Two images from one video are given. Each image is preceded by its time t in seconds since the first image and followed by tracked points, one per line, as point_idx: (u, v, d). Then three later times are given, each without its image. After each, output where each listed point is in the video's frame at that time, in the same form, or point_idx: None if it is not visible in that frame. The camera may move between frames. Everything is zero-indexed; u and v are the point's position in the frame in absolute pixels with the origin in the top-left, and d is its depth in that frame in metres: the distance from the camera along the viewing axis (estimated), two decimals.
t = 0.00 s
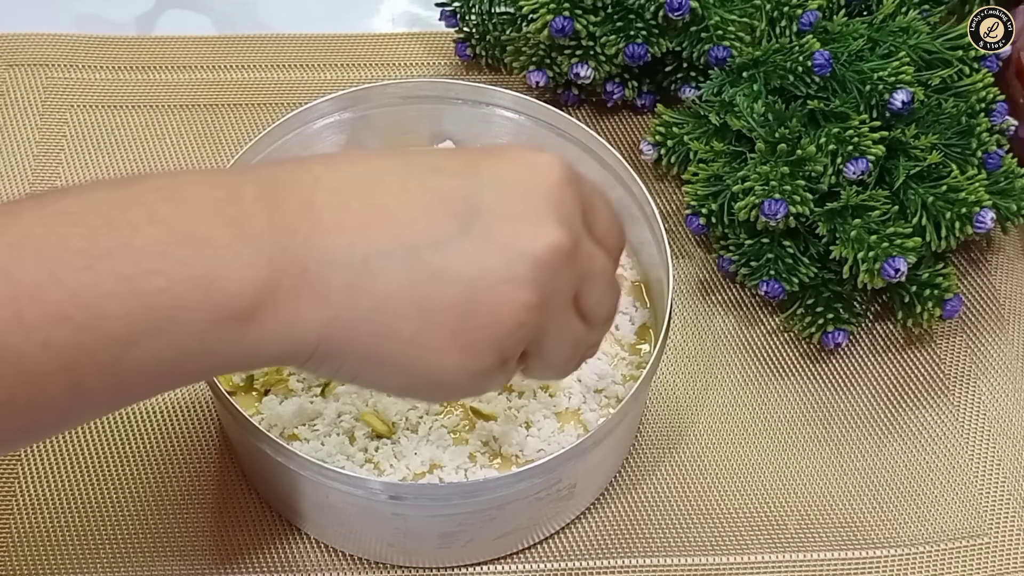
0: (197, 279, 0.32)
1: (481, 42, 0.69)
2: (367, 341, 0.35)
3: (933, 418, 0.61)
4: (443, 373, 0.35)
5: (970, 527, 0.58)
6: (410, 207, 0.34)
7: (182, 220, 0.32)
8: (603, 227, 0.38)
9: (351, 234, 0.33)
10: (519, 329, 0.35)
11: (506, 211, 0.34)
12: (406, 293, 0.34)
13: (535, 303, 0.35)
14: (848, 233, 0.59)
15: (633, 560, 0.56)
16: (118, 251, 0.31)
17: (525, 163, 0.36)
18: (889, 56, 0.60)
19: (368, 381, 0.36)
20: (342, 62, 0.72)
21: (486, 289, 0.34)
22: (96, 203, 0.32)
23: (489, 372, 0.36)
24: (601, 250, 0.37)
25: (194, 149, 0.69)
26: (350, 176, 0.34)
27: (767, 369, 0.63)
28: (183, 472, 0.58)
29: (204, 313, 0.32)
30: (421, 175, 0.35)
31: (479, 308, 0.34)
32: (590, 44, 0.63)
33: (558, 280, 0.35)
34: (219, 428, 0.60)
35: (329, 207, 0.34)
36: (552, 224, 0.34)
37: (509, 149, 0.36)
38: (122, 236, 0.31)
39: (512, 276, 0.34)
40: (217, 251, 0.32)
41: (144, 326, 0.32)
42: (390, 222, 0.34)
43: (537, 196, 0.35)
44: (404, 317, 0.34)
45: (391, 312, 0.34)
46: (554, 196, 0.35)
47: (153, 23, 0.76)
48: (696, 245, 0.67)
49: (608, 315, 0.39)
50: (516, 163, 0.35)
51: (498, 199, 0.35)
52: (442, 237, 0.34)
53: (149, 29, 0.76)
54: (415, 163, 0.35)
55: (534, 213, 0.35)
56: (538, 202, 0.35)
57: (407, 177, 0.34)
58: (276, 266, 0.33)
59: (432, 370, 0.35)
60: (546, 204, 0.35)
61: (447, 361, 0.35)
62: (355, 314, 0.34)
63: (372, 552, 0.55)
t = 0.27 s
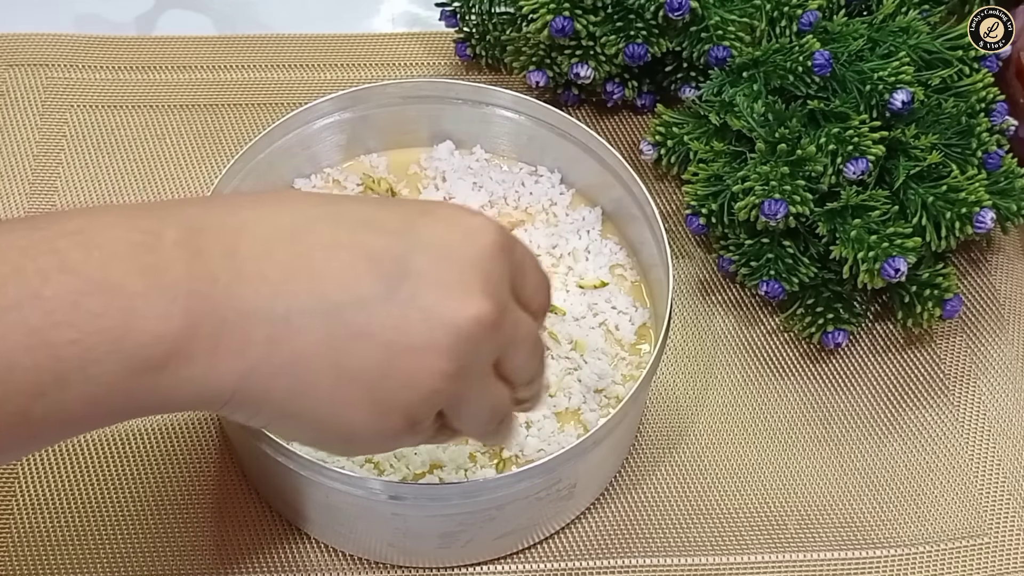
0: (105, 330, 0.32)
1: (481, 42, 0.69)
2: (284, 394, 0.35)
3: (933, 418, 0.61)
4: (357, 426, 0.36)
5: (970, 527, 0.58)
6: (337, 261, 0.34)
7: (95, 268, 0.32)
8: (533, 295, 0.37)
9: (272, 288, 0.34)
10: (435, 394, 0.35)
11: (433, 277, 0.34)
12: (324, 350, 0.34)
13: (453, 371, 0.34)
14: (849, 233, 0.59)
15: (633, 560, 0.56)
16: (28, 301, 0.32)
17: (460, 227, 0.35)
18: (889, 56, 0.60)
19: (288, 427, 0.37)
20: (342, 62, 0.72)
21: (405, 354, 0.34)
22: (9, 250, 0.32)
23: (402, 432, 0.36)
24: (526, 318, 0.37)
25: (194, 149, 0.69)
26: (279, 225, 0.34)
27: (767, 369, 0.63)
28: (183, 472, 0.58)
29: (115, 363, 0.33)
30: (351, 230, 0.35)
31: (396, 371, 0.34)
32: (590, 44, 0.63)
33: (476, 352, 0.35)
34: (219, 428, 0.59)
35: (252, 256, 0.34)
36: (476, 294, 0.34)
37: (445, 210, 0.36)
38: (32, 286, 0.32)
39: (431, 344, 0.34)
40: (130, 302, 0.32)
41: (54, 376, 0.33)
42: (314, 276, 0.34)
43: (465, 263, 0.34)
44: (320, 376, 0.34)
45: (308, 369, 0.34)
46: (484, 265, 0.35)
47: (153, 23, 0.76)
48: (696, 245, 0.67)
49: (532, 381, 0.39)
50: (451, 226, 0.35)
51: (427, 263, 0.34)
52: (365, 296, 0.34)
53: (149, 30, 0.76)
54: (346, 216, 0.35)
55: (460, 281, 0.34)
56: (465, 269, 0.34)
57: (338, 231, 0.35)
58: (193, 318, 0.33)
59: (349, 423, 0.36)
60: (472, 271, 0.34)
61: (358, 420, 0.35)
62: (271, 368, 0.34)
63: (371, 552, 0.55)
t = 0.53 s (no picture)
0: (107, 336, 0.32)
1: (481, 42, 0.69)
2: (281, 399, 0.35)
3: (933, 418, 0.61)
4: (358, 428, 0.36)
5: (970, 527, 0.58)
6: (336, 266, 0.34)
7: (99, 275, 0.32)
8: (534, 292, 0.38)
9: (271, 294, 0.33)
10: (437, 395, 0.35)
11: (429, 280, 0.34)
12: (323, 355, 0.34)
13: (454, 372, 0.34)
14: (849, 233, 0.59)
15: (633, 560, 0.56)
16: (32, 306, 0.31)
17: (454, 230, 0.35)
18: (889, 56, 0.60)
19: (286, 432, 0.37)
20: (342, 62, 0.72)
21: (404, 358, 0.34)
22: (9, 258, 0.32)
23: (404, 434, 0.36)
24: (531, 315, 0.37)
25: (194, 149, 0.69)
26: (277, 232, 0.34)
27: (767, 369, 0.63)
28: (183, 472, 0.58)
29: (119, 369, 0.32)
30: (349, 236, 0.34)
31: (395, 375, 0.34)
32: (590, 44, 0.63)
33: (477, 351, 0.35)
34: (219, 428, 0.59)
35: (252, 263, 0.33)
36: (475, 294, 0.34)
37: (443, 213, 0.36)
38: (35, 292, 0.31)
39: (431, 347, 0.34)
40: (133, 309, 0.32)
41: (59, 382, 0.32)
42: (312, 281, 0.33)
43: (461, 264, 0.35)
44: (319, 381, 0.34)
45: (308, 373, 0.34)
46: (481, 267, 0.35)
47: (154, 23, 0.76)
48: (696, 245, 0.67)
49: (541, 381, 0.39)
50: (446, 228, 0.35)
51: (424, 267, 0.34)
52: (364, 301, 0.34)
53: (148, 30, 0.76)
54: (341, 223, 0.35)
55: (457, 283, 0.34)
56: (461, 271, 0.34)
57: (334, 237, 0.34)
58: (194, 324, 0.33)
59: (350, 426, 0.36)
60: (468, 271, 0.34)
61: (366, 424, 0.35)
62: (269, 373, 0.34)
63: (372, 552, 0.55)
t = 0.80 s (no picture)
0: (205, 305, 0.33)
1: (481, 42, 0.69)
2: (380, 356, 0.36)
3: (933, 418, 0.61)
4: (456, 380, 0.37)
5: (970, 527, 0.58)
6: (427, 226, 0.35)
7: (198, 242, 0.33)
8: (615, 225, 0.39)
9: (364, 259, 0.34)
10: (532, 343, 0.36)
11: (516, 230, 0.35)
12: (421, 313, 0.35)
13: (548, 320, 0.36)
14: (848, 233, 0.59)
15: (633, 560, 0.56)
16: (134, 273, 0.32)
17: (539, 176, 0.36)
18: (889, 56, 0.60)
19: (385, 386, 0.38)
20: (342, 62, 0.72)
21: (498, 309, 0.35)
22: (112, 221, 0.33)
23: (501, 379, 0.38)
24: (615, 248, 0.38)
25: (194, 149, 0.69)
26: (365, 194, 0.35)
27: (767, 369, 0.63)
28: (183, 472, 0.58)
29: (217, 335, 0.34)
30: (433, 191, 0.35)
31: (491, 327, 0.36)
32: (591, 44, 0.63)
33: (568, 298, 0.36)
34: (219, 428, 0.60)
35: (344, 230, 0.34)
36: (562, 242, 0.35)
37: (523, 158, 0.37)
38: (138, 258, 0.32)
39: (525, 298, 0.35)
40: (230, 277, 0.33)
41: (157, 347, 0.33)
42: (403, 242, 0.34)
43: (546, 212, 0.35)
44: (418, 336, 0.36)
45: (406, 330, 0.35)
46: (567, 212, 0.36)
47: (153, 23, 0.76)
48: (695, 245, 0.67)
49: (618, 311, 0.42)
50: (528, 175, 0.36)
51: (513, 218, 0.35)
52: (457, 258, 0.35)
53: (148, 30, 0.76)
54: (426, 177, 0.36)
55: (546, 232, 0.35)
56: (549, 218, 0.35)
57: (420, 193, 0.35)
58: (291, 292, 0.34)
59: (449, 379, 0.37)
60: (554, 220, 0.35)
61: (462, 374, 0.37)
62: (368, 333, 0.35)
63: (372, 552, 0.55)
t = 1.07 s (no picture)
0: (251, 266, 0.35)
1: (481, 41, 0.69)
2: (419, 327, 0.39)
3: (933, 418, 0.61)
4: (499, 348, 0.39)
5: (970, 527, 0.58)
6: (461, 195, 0.38)
7: (241, 212, 0.35)
8: (639, 196, 0.43)
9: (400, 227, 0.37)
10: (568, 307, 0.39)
11: (543, 195, 0.38)
12: (456, 279, 0.38)
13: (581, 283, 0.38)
14: (849, 233, 0.59)
15: (634, 560, 0.56)
16: (179, 241, 0.34)
17: (563, 146, 0.40)
18: (889, 56, 0.60)
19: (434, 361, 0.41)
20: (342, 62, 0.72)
21: (531, 273, 0.38)
22: (158, 193, 0.35)
23: (541, 347, 0.40)
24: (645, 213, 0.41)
25: (194, 149, 0.69)
26: (398, 167, 0.38)
27: (767, 369, 0.63)
28: (183, 472, 0.58)
29: (260, 304, 0.36)
30: (463, 162, 0.39)
31: (527, 292, 0.38)
32: (590, 44, 0.63)
33: (598, 260, 0.39)
34: (219, 428, 0.60)
35: (379, 200, 0.37)
36: (589, 204, 0.39)
37: (547, 132, 0.40)
38: (185, 228, 0.34)
39: (556, 262, 0.38)
40: (272, 247, 0.35)
41: (202, 315, 0.35)
42: (437, 210, 0.38)
43: (570, 179, 0.39)
44: (455, 305, 0.38)
45: (445, 297, 0.38)
46: (591, 177, 0.39)
47: (153, 23, 0.76)
48: (695, 245, 0.67)
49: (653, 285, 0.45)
50: (555, 145, 0.40)
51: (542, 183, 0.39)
52: (486, 224, 0.38)
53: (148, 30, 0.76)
54: (456, 151, 0.39)
55: (573, 196, 0.38)
56: (575, 184, 0.39)
57: (452, 163, 0.39)
58: (331, 261, 0.36)
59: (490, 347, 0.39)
60: (578, 185, 0.39)
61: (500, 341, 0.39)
62: (405, 305, 0.38)
63: (372, 552, 0.54)
